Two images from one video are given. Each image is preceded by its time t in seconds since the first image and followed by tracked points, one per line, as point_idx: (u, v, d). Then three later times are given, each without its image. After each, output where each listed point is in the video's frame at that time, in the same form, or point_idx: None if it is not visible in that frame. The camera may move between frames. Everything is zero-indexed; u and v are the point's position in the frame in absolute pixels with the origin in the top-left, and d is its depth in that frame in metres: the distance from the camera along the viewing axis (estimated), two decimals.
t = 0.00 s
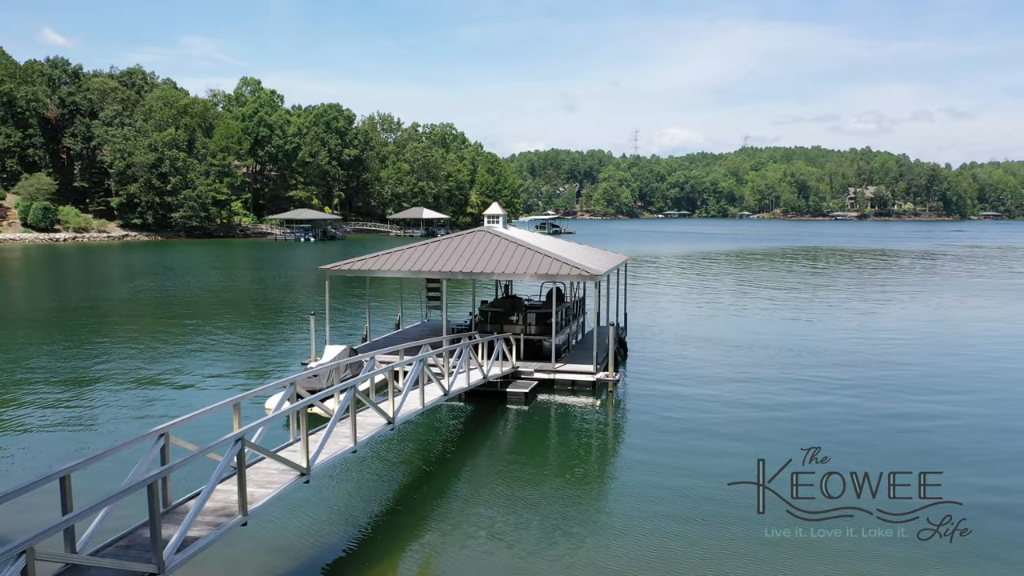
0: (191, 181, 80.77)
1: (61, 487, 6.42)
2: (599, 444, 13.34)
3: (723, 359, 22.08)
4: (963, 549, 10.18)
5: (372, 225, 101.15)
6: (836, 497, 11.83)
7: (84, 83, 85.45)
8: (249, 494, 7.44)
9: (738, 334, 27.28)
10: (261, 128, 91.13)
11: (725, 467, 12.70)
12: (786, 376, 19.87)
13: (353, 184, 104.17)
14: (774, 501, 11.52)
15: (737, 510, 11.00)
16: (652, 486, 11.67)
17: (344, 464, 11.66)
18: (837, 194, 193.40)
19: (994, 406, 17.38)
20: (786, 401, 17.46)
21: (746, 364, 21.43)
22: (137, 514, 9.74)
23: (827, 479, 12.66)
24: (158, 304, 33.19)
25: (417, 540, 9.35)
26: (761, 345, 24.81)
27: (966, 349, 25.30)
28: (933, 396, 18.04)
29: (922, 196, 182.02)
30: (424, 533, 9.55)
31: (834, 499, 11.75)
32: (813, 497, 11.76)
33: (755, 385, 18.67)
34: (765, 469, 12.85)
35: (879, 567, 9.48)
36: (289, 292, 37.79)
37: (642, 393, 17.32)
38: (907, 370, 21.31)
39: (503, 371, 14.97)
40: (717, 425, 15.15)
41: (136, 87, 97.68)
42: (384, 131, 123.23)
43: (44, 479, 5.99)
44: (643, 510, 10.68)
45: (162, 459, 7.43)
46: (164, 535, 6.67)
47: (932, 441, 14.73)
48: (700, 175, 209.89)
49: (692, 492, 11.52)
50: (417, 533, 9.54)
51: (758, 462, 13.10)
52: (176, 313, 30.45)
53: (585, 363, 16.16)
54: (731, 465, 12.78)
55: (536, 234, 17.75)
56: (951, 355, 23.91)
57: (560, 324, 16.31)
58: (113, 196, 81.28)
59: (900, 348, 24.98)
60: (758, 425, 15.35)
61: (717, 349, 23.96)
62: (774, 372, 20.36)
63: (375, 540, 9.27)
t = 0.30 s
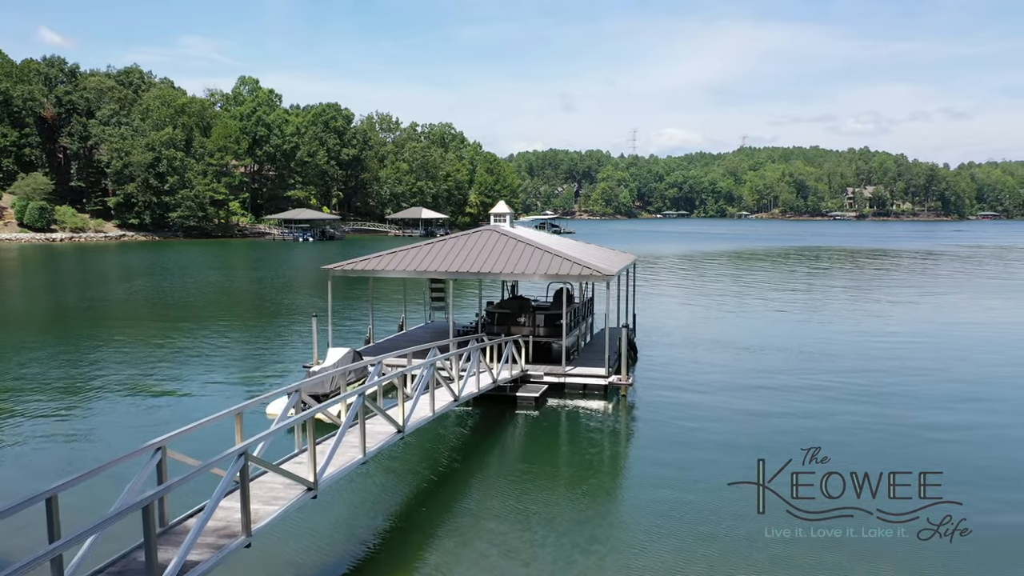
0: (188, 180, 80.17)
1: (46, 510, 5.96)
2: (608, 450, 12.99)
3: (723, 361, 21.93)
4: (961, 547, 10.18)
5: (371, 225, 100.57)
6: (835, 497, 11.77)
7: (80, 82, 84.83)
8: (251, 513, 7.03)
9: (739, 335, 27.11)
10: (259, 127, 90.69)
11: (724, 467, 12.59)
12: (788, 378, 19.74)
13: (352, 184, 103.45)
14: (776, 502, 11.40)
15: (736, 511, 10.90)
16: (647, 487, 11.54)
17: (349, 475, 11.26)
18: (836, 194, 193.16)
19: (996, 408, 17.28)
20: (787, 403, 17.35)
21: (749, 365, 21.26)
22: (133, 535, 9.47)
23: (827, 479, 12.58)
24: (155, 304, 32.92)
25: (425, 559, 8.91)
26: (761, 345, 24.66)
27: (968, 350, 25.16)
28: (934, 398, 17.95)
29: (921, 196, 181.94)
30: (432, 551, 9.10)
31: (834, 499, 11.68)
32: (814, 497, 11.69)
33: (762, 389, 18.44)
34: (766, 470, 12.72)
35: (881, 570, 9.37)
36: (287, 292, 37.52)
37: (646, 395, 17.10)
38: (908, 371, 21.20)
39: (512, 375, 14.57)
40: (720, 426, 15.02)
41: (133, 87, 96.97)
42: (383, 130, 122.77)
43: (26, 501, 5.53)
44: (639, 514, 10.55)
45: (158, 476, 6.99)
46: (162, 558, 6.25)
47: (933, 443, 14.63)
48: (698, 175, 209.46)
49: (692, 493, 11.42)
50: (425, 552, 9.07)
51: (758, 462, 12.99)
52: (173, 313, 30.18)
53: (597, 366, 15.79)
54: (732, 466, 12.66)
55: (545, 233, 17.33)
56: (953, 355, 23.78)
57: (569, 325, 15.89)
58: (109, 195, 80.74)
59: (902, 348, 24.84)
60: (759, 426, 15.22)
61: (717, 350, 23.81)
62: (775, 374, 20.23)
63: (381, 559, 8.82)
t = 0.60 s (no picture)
0: (185, 180, 79.55)
1: (31, 543, 5.51)
2: (619, 457, 12.60)
3: (723, 363, 21.76)
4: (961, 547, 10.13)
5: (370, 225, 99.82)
6: (833, 497, 11.68)
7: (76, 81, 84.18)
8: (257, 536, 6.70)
9: (740, 336, 26.87)
10: (256, 127, 90.14)
11: (725, 468, 12.47)
12: (789, 380, 19.57)
13: (348, 184, 102.06)
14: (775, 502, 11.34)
15: (738, 511, 10.84)
16: (648, 488, 11.43)
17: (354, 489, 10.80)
18: (834, 194, 193.06)
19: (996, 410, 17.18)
20: (787, 406, 17.20)
21: (750, 368, 21.04)
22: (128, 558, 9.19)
23: (827, 479, 12.47)
24: (152, 304, 32.53)
25: None
26: (761, 347, 24.50)
27: (968, 351, 25.02)
28: (935, 400, 17.82)
29: (918, 196, 181.94)
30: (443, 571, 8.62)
31: (834, 499, 11.58)
32: (814, 497, 11.60)
33: (762, 392, 18.29)
34: (766, 470, 12.60)
35: (882, 570, 9.32)
36: (285, 293, 37.20)
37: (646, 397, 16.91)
38: (908, 373, 21.06)
39: (523, 379, 14.19)
40: (721, 426, 14.88)
41: (129, 85, 96.13)
42: (380, 130, 122.27)
43: (13, 528, 5.10)
44: (641, 517, 10.42)
45: (155, 501, 6.62)
46: None
47: (932, 443, 14.54)
48: (696, 175, 209.01)
49: (692, 495, 11.27)
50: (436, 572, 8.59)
51: (758, 462, 12.84)
52: (170, 313, 29.80)
53: (609, 369, 15.38)
54: (731, 466, 12.55)
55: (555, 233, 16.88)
56: (953, 356, 23.64)
57: (580, 329, 15.46)
58: (105, 195, 80.16)
59: (902, 350, 24.69)
60: (760, 428, 15.06)
61: (716, 352, 23.60)
62: (777, 376, 20.05)
63: None
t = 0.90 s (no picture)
0: (181, 179, 78.89)
1: None
2: (633, 464, 12.03)
3: (725, 357, 21.31)
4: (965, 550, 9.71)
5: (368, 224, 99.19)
6: (834, 497, 11.22)
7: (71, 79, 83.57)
8: (263, 562, 6.24)
9: (742, 332, 26.41)
10: (253, 126, 89.48)
11: (723, 466, 12.05)
12: (792, 371, 19.13)
13: (347, 183, 101.77)
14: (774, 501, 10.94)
15: (735, 511, 10.48)
16: (654, 491, 11.06)
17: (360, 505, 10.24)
18: (832, 194, 192.92)
19: (1010, 402, 16.64)
20: (791, 397, 16.73)
21: (757, 362, 20.54)
22: None
23: (827, 479, 11.94)
24: (148, 304, 32.04)
25: None
26: (764, 341, 24.04)
27: (975, 346, 24.55)
28: (943, 391, 17.34)
29: (916, 195, 181.71)
30: None
31: (834, 499, 11.13)
32: (814, 497, 11.18)
33: (765, 383, 17.83)
34: (766, 467, 12.18)
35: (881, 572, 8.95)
36: (283, 292, 36.69)
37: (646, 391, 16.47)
38: (916, 367, 20.57)
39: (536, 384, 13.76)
40: (722, 420, 14.43)
41: (126, 84, 95.27)
42: (378, 129, 121.72)
43: None
44: (649, 525, 10.00)
45: (152, 534, 6.09)
46: None
47: (943, 437, 14.07)
48: (694, 175, 208.69)
49: (692, 499, 10.81)
50: None
51: (757, 462, 12.34)
52: (166, 313, 29.30)
53: (623, 372, 14.96)
54: (730, 464, 12.12)
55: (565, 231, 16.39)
56: (960, 350, 23.14)
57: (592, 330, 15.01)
58: (101, 195, 79.57)
59: (908, 344, 24.20)
60: (765, 421, 14.63)
61: (720, 347, 23.14)
62: (780, 369, 19.59)
63: None
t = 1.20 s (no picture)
0: (178, 178, 78.21)
1: None
2: (653, 478, 11.52)
3: (726, 359, 21.14)
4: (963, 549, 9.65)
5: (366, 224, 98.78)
6: (833, 497, 11.15)
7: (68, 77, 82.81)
8: None
9: (744, 333, 26.21)
10: (250, 124, 88.57)
11: (723, 468, 11.96)
12: (792, 373, 19.02)
13: (345, 182, 101.18)
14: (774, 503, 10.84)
15: (735, 512, 10.39)
16: (668, 501, 10.74)
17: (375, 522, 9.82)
18: (830, 193, 192.52)
19: (1011, 404, 16.55)
20: (792, 400, 16.62)
21: (762, 364, 20.34)
22: None
23: (827, 479, 11.87)
24: (146, 305, 31.56)
25: None
26: (766, 343, 23.85)
27: (977, 347, 24.42)
28: (944, 394, 17.24)
29: (914, 195, 181.49)
30: None
31: (834, 499, 11.05)
32: (813, 497, 11.10)
33: (765, 386, 17.71)
34: (766, 469, 12.08)
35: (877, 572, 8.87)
36: (282, 292, 36.25)
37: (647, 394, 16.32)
38: (923, 368, 20.36)
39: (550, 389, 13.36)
40: (723, 423, 14.31)
41: (122, 82, 94.40)
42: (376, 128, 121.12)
43: None
44: (663, 538, 9.67)
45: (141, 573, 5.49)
46: None
47: (945, 438, 13.98)
48: (692, 175, 208.13)
49: (693, 502, 10.69)
50: None
51: (757, 462, 12.28)
52: (164, 314, 28.86)
53: (639, 376, 14.62)
54: (729, 466, 12.03)
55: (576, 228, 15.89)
56: (962, 352, 23.02)
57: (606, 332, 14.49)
58: (97, 194, 78.92)
59: (910, 345, 24.07)
60: (772, 423, 14.46)
61: (720, 348, 22.98)
62: (782, 371, 19.46)
63: None
